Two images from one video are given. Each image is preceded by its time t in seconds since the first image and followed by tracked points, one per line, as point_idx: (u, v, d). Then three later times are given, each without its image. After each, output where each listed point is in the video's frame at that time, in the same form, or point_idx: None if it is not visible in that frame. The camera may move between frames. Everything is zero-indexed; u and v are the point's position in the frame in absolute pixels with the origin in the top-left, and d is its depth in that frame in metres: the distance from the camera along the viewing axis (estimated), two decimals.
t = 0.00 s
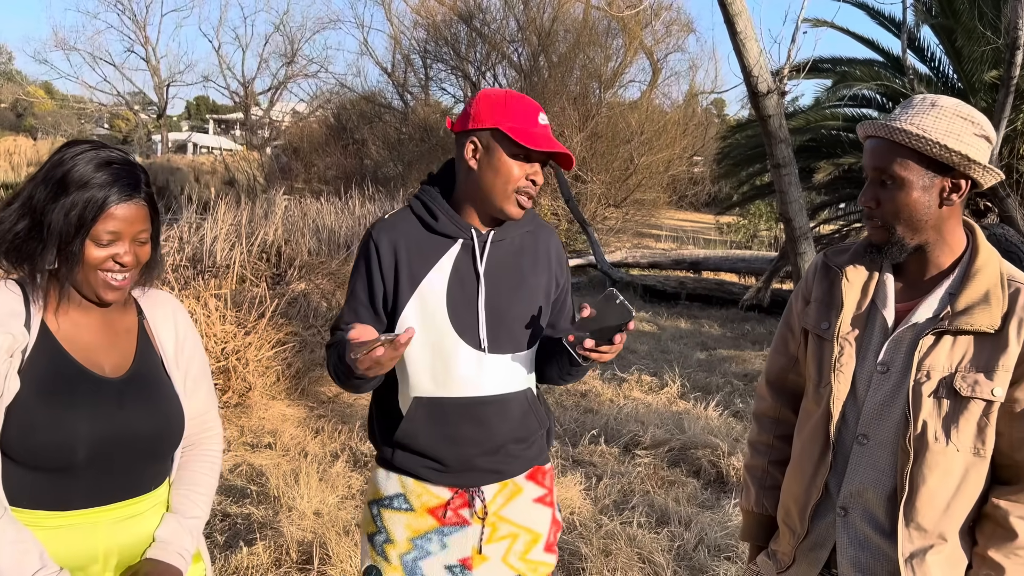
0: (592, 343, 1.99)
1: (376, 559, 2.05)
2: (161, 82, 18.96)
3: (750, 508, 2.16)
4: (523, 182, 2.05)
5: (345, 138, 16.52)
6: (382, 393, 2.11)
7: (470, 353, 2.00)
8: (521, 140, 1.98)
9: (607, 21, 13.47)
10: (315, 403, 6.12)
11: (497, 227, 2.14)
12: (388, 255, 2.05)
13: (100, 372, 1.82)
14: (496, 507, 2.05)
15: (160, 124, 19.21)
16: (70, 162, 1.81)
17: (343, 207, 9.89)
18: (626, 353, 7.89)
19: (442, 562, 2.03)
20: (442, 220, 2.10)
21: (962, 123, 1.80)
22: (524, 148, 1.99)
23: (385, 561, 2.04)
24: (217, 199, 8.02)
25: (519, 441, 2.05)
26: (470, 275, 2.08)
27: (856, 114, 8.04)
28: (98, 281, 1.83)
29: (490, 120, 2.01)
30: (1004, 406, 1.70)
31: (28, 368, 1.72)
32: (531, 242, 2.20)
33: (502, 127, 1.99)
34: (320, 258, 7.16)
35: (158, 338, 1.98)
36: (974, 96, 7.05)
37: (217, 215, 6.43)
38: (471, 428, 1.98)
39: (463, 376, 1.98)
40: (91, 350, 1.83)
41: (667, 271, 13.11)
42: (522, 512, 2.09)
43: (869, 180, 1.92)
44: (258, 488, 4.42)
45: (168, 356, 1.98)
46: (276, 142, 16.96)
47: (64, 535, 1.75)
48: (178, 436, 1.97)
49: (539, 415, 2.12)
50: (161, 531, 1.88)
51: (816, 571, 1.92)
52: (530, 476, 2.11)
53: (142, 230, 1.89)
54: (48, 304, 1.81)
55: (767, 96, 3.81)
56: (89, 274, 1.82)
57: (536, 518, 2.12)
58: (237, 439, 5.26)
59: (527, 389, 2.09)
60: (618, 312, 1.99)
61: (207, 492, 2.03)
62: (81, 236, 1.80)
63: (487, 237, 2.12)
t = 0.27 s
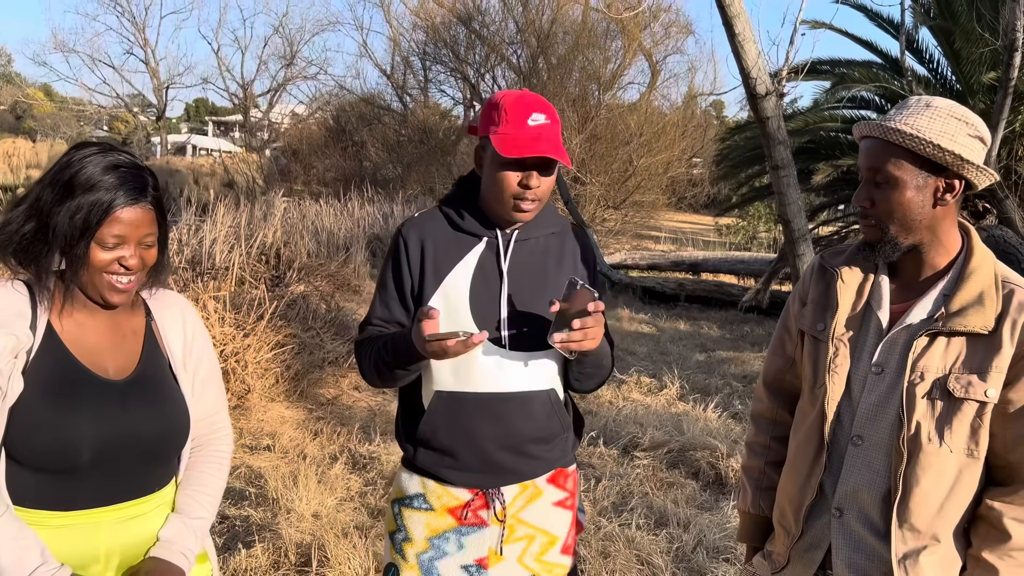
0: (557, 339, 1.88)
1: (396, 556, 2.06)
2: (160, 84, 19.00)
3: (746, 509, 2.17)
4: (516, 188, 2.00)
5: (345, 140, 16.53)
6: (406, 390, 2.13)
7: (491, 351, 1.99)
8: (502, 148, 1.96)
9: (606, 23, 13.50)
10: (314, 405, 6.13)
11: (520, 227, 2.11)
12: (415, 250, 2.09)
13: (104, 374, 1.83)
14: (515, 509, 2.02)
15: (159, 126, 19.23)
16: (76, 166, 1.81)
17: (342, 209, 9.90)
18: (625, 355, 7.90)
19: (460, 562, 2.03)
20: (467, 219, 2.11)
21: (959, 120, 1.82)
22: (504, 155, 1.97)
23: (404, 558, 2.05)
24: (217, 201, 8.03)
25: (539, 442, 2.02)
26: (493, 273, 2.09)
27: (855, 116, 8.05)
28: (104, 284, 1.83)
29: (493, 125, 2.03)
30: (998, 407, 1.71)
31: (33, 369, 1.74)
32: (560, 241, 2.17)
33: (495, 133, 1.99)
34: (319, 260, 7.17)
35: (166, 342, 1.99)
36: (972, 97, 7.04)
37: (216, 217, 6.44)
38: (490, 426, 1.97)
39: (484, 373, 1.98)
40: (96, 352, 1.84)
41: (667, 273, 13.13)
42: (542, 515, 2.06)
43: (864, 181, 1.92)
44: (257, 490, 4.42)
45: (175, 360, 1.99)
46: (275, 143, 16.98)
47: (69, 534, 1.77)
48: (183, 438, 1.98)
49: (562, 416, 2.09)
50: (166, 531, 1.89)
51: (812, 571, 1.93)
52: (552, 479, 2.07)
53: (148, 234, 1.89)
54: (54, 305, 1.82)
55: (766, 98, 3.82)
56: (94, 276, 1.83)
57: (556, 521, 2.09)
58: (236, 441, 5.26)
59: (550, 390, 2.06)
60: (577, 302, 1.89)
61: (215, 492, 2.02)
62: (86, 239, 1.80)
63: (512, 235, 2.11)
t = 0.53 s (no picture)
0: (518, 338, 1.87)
1: (409, 558, 2.07)
2: (158, 87, 19.00)
3: (744, 511, 2.17)
4: (507, 210, 2.02)
5: (343, 143, 16.53)
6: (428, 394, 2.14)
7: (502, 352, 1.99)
8: (481, 176, 2.00)
9: (603, 27, 13.53)
10: (312, 408, 6.13)
11: (539, 232, 2.11)
12: (439, 251, 2.13)
13: (125, 377, 1.83)
14: (528, 512, 2.02)
15: (157, 128, 19.24)
16: (102, 171, 1.83)
17: (340, 212, 9.90)
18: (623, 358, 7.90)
19: (473, 564, 2.02)
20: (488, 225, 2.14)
21: (946, 125, 1.82)
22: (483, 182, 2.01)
23: (417, 560, 2.05)
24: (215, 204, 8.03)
25: (553, 445, 2.01)
26: (512, 278, 2.10)
27: (852, 119, 8.07)
28: (127, 287, 1.84)
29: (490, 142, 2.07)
30: (994, 410, 1.72)
31: (56, 371, 1.74)
32: (580, 246, 2.14)
33: (482, 157, 2.04)
34: (317, 263, 7.16)
35: (189, 346, 1.98)
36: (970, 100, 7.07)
37: (215, 219, 6.44)
38: (505, 428, 1.97)
39: (498, 374, 1.99)
40: (118, 355, 1.84)
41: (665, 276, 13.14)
42: (555, 520, 2.05)
43: (861, 184, 1.93)
44: (254, 493, 4.41)
45: (198, 363, 1.99)
46: (274, 146, 16.98)
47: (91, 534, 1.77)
48: (204, 441, 1.97)
49: (580, 423, 2.07)
50: (188, 532, 1.90)
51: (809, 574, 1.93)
52: (566, 484, 2.06)
53: (171, 239, 1.91)
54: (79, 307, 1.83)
55: (763, 101, 3.83)
56: (118, 280, 1.83)
57: (569, 527, 2.07)
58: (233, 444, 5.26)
59: (567, 394, 2.04)
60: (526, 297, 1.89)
61: (238, 497, 2.03)
62: (110, 244, 1.81)
63: (530, 240, 2.10)
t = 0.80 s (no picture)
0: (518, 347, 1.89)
1: (414, 563, 2.07)
2: (155, 91, 19.00)
3: (742, 515, 2.17)
4: (514, 220, 2.03)
5: (340, 146, 16.53)
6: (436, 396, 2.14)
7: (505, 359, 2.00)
8: (487, 187, 2.01)
9: (600, 31, 13.57)
10: (308, 411, 6.12)
11: (547, 236, 2.10)
12: (445, 256, 2.14)
13: (153, 376, 1.84)
14: (531, 519, 2.02)
15: (154, 132, 19.23)
16: (132, 175, 1.84)
17: (337, 215, 9.90)
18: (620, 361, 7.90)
19: (476, 569, 2.02)
20: (496, 231, 2.15)
21: (947, 131, 1.83)
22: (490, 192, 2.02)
23: (420, 564, 2.05)
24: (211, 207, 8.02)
25: (557, 451, 1.99)
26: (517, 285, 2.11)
27: (849, 123, 8.09)
28: (157, 288, 1.85)
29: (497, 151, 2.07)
30: (991, 413, 1.72)
31: (87, 369, 1.75)
32: (586, 253, 2.13)
33: (489, 168, 2.04)
34: (314, 266, 7.15)
35: (217, 346, 2.00)
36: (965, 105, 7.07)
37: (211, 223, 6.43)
38: (508, 432, 1.97)
39: (502, 379, 1.98)
40: (146, 355, 1.85)
41: (662, 280, 13.16)
42: (558, 527, 2.04)
43: (859, 189, 1.94)
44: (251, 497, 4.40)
45: (226, 365, 2.00)
46: (271, 150, 17.00)
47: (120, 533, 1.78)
48: (231, 440, 1.98)
49: (586, 431, 2.05)
50: (220, 527, 1.91)
51: None
52: (571, 491, 2.04)
53: (200, 241, 1.91)
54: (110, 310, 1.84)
55: (760, 105, 3.84)
56: (148, 282, 1.84)
57: (573, 535, 2.05)
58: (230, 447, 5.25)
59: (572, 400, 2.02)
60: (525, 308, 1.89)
61: (266, 495, 2.03)
62: (140, 247, 1.82)
63: (536, 246, 2.11)
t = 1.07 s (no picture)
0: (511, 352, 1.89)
1: (406, 571, 2.07)
2: (151, 94, 18.99)
3: (740, 519, 2.17)
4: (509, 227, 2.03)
5: (336, 150, 16.54)
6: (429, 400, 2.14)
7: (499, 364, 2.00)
8: (483, 194, 2.01)
9: (596, 35, 13.63)
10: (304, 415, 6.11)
11: (542, 242, 2.11)
12: (440, 260, 2.15)
13: (168, 381, 1.84)
14: (526, 526, 2.01)
15: (150, 135, 19.22)
16: (144, 181, 1.85)
17: (333, 219, 9.90)
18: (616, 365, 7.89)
19: None
20: (490, 235, 2.15)
21: (942, 137, 1.84)
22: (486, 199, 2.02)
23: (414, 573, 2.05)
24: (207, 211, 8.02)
25: (552, 456, 1.99)
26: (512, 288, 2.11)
27: (844, 128, 8.12)
28: (171, 292, 1.85)
29: (493, 158, 2.08)
30: (989, 417, 1.73)
31: (105, 374, 1.77)
32: (583, 257, 2.14)
33: (485, 175, 2.04)
34: (310, 270, 7.13)
35: (235, 351, 1.99)
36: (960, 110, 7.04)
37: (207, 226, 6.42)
38: (503, 437, 1.96)
39: (497, 384, 1.98)
40: (163, 360, 1.86)
41: (658, 284, 13.17)
42: (554, 534, 2.03)
43: (857, 195, 1.94)
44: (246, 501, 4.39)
45: (245, 370, 2.00)
46: (267, 153, 17.01)
47: (139, 535, 1.79)
48: (249, 445, 1.98)
49: (580, 436, 2.06)
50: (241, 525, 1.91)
51: None
52: (565, 497, 2.04)
53: (213, 245, 1.91)
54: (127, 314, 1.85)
55: (756, 110, 3.86)
56: (161, 286, 1.84)
57: (567, 541, 2.05)
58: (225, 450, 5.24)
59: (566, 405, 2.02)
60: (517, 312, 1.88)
61: (286, 496, 2.03)
62: (153, 252, 1.82)
63: (532, 251, 2.11)
